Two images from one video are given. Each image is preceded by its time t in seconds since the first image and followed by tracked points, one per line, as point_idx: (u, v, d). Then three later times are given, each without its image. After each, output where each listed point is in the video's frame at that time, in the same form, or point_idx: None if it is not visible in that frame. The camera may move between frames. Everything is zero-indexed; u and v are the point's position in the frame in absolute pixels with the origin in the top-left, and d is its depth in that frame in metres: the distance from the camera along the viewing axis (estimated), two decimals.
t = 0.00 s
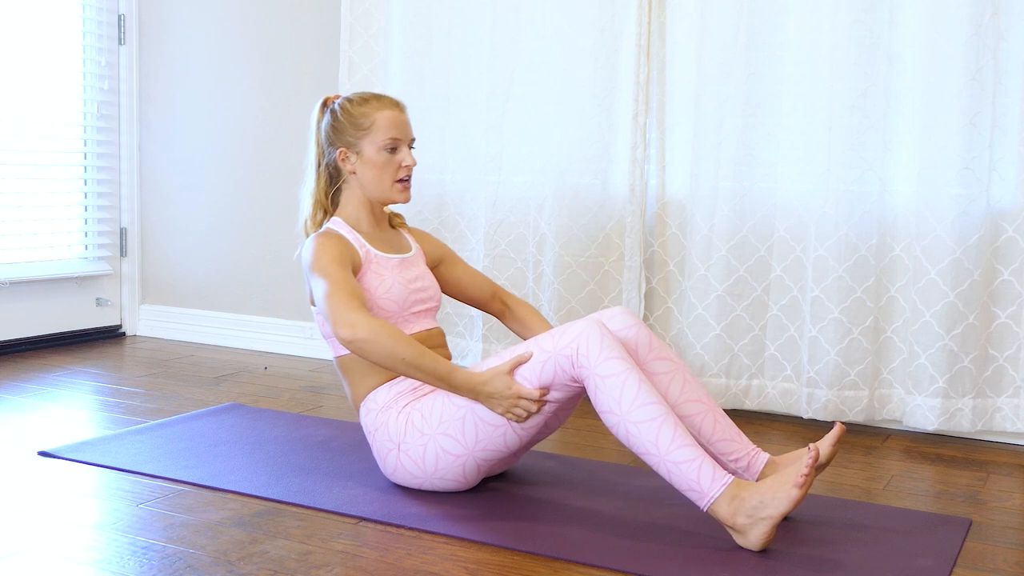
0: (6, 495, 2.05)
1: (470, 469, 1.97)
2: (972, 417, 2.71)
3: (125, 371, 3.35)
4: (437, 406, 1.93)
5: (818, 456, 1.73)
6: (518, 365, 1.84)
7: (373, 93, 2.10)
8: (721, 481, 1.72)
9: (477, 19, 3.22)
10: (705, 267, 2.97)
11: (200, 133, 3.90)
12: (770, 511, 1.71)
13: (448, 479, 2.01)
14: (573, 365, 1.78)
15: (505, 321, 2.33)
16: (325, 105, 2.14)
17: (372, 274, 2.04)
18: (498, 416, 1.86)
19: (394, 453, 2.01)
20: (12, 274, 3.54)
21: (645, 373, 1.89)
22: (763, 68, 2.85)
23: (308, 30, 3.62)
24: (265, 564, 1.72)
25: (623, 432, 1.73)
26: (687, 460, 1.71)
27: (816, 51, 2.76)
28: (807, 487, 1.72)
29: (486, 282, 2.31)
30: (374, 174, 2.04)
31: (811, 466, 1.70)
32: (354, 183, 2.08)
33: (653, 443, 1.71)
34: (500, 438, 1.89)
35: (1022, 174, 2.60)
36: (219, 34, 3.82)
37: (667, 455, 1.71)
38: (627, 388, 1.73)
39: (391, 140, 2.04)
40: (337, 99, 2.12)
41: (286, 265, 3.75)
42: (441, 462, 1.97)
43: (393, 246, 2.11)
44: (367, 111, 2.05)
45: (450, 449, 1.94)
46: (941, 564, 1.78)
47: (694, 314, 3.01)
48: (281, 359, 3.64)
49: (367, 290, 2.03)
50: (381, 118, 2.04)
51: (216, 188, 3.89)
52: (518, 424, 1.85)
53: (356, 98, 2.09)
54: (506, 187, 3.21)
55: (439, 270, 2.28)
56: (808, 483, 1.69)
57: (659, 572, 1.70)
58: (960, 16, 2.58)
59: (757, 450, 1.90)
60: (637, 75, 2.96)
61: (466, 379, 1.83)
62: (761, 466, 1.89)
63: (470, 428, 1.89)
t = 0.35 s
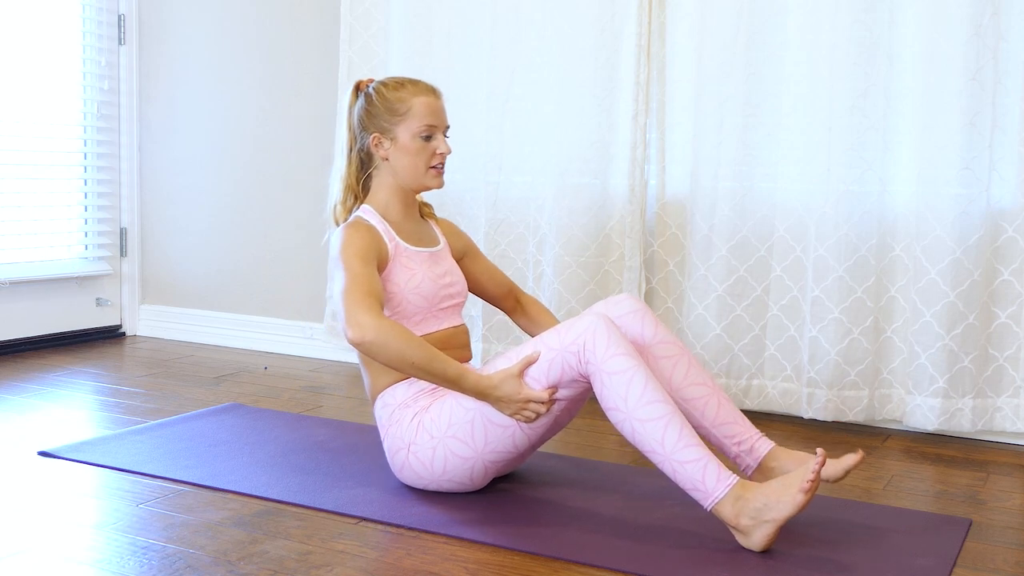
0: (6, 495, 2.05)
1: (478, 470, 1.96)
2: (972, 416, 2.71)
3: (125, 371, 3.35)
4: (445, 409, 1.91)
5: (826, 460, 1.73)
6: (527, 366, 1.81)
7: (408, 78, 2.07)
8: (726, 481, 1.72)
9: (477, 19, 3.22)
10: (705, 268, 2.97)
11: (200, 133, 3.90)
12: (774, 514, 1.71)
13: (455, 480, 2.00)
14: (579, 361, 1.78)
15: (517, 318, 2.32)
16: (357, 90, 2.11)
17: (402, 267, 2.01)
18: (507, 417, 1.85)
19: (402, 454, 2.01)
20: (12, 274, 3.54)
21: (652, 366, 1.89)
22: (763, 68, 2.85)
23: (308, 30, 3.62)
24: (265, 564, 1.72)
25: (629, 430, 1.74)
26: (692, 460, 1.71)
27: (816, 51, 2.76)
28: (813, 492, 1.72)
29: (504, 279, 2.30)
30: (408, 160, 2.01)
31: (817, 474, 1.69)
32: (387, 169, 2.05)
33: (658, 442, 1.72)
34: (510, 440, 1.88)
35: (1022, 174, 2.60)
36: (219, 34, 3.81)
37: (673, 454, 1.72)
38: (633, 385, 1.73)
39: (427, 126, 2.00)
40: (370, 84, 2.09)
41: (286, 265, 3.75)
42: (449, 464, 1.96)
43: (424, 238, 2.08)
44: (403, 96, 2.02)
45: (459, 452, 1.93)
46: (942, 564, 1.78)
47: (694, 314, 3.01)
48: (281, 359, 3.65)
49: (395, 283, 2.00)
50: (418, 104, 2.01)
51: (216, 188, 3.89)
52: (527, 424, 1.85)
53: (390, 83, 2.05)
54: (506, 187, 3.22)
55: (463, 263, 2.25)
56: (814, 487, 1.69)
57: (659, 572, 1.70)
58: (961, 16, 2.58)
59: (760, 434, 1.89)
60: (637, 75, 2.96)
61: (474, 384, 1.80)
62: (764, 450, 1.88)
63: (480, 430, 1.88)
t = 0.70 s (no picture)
0: (6, 495, 2.05)
1: (482, 471, 1.96)
2: (972, 416, 2.71)
3: (125, 371, 3.35)
4: (451, 409, 1.91)
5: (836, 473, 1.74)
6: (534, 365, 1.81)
7: (436, 71, 2.04)
8: (731, 481, 1.71)
9: (477, 19, 3.22)
10: (705, 267, 2.97)
11: (200, 133, 3.90)
12: (779, 518, 1.71)
13: (457, 480, 2.00)
14: (586, 360, 1.78)
15: (531, 316, 2.32)
16: (384, 79, 2.08)
17: (418, 264, 2.00)
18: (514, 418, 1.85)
19: (406, 452, 2.01)
20: (12, 274, 3.54)
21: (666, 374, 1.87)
22: (764, 68, 2.85)
23: (308, 30, 3.62)
24: (265, 564, 1.72)
25: (635, 428, 1.74)
26: (697, 459, 1.71)
27: (816, 50, 2.76)
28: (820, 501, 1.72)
29: (520, 276, 2.29)
30: (431, 155, 1.99)
31: (825, 483, 1.70)
32: (409, 163, 2.03)
33: (664, 441, 1.72)
34: (515, 440, 1.88)
35: (1022, 174, 2.60)
36: (220, 34, 3.81)
37: (678, 453, 1.71)
38: (639, 385, 1.73)
39: (453, 122, 1.99)
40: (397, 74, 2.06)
41: (286, 265, 3.75)
42: (452, 465, 1.96)
43: (443, 235, 2.06)
44: (430, 90, 2.00)
45: (463, 452, 1.93)
46: (941, 564, 1.78)
47: (694, 314, 3.01)
48: (281, 359, 3.65)
49: (411, 281, 1.99)
50: (445, 99, 1.99)
51: (216, 187, 3.89)
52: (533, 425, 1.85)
53: (418, 74, 2.03)
54: (506, 187, 3.22)
55: (479, 259, 2.25)
56: (823, 497, 1.70)
57: (659, 572, 1.70)
58: (961, 16, 2.58)
59: (785, 450, 1.86)
60: (637, 74, 2.96)
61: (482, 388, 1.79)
62: (788, 468, 1.83)
63: (485, 431, 1.88)
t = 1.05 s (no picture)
0: (5, 495, 2.05)
1: (481, 470, 1.96)
2: (972, 416, 2.71)
3: (125, 371, 3.35)
4: (450, 407, 1.91)
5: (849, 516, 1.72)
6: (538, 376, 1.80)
7: (459, 67, 2.03)
8: (733, 469, 1.69)
9: (477, 19, 3.22)
10: (705, 267, 2.97)
11: (200, 133, 3.90)
12: (775, 524, 1.69)
13: (457, 479, 2.00)
14: (583, 355, 1.78)
15: (544, 313, 2.32)
16: (407, 70, 2.07)
17: (429, 262, 1.99)
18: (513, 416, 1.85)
19: (407, 449, 2.01)
20: (12, 274, 3.53)
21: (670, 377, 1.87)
22: (763, 68, 2.85)
23: (308, 30, 3.62)
24: (265, 564, 1.72)
25: (634, 421, 1.73)
26: (698, 448, 1.69)
27: (816, 50, 2.76)
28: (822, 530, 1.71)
29: (535, 273, 2.28)
30: (447, 153, 1.99)
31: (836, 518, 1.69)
32: (426, 158, 2.03)
33: (664, 431, 1.70)
34: (514, 439, 1.88)
35: (1022, 174, 2.60)
36: (220, 34, 3.81)
37: (679, 443, 1.70)
38: (635, 376, 1.72)
39: (471, 121, 1.98)
40: (420, 68, 2.05)
41: (286, 265, 3.75)
42: (451, 463, 1.96)
43: (456, 233, 2.06)
44: (451, 87, 1.99)
45: (461, 451, 1.93)
46: (941, 564, 1.78)
47: (694, 314, 3.01)
48: (281, 359, 3.65)
49: (422, 278, 1.99)
50: (466, 97, 1.98)
51: (216, 187, 3.89)
52: (532, 422, 1.85)
53: (440, 69, 2.02)
54: (506, 187, 3.22)
55: (494, 256, 2.24)
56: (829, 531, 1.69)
57: (659, 572, 1.70)
58: (961, 16, 2.58)
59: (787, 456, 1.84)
60: (637, 74, 2.96)
61: (481, 388, 1.80)
62: (791, 475, 1.82)
63: (483, 429, 1.88)
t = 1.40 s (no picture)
0: (5, 495, 2.05)
1: (485, 474, 1.97)
2: (972, 416, 2.71)
3: (125, 371, 3.35)
4: (457, 411, 1.91)
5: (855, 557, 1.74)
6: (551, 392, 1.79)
7: (481, 62, 2.02)
8: (743, 482, 1.69)
9: (477, 19, 3.22)
10: (705, 267, 2.97)
11: (200, 132, 3.90)
12: (778, 543, 1.72)
13: (460, 482, 2.00)
14: (592, 366, 1.78)
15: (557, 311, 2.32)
16: (431, 63, 2.07)
17: (448, 261, 1.99)
18: (521, 424, 1.85)
19: (411, 449, 2.01)
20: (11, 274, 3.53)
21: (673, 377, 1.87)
22: (763, 68, 2.85)
23: (308, 30, 3.62)
24: (265, 563, 1.72)
25: (644, 434, 1.72)
26: (709, 460, 1.69)
27: (816, 50, 2.77)
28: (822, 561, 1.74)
29: (550, 271, 2.28)
30: (464, 147, 1.98)
31: (840, 568, 1.70)
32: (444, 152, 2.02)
33: (675, 443, 1.70)
34: (520, 445, 1.88)
35: (1022, 174, 2.60)
36: (220, 34, 3.81)
37: (690, 455, 1.69)
38: (645, 389, 1.72)
39: (489, 116, 1.97)
40: (443, 61, 2.05)
41: (286, 265, 3.75)
42: (455, 467, 1.96)
43: (474, 231, 2.05)
44: (471, 80, 1.98)
45: (466, 455, 1.93)
46: (941, 565, 1.78)
47: (694, 314, 3.01)
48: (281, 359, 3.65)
49: (441, 276, 1.99)
50: (485, 91, 1.97)
51: (216, 187, 3.89)
52: (540, 430, 1.85)
53: (463, 63, 2.01)
54: (506, 187, 3.23)
55: (509, 253, 2.24)
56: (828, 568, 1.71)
57: (658, 572, 1.70)
58: (961, 16, 2.58)
59: (785, 453, 1.86)
60: (637, 74, 2.95)
61: (496, 395, 1.78)
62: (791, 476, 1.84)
63: (489, 435, 1.88)
